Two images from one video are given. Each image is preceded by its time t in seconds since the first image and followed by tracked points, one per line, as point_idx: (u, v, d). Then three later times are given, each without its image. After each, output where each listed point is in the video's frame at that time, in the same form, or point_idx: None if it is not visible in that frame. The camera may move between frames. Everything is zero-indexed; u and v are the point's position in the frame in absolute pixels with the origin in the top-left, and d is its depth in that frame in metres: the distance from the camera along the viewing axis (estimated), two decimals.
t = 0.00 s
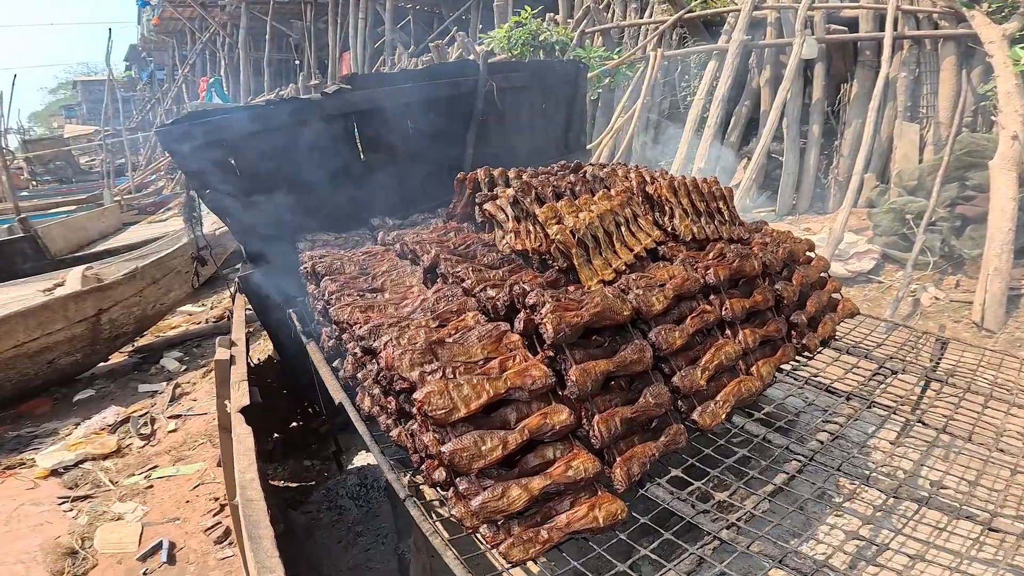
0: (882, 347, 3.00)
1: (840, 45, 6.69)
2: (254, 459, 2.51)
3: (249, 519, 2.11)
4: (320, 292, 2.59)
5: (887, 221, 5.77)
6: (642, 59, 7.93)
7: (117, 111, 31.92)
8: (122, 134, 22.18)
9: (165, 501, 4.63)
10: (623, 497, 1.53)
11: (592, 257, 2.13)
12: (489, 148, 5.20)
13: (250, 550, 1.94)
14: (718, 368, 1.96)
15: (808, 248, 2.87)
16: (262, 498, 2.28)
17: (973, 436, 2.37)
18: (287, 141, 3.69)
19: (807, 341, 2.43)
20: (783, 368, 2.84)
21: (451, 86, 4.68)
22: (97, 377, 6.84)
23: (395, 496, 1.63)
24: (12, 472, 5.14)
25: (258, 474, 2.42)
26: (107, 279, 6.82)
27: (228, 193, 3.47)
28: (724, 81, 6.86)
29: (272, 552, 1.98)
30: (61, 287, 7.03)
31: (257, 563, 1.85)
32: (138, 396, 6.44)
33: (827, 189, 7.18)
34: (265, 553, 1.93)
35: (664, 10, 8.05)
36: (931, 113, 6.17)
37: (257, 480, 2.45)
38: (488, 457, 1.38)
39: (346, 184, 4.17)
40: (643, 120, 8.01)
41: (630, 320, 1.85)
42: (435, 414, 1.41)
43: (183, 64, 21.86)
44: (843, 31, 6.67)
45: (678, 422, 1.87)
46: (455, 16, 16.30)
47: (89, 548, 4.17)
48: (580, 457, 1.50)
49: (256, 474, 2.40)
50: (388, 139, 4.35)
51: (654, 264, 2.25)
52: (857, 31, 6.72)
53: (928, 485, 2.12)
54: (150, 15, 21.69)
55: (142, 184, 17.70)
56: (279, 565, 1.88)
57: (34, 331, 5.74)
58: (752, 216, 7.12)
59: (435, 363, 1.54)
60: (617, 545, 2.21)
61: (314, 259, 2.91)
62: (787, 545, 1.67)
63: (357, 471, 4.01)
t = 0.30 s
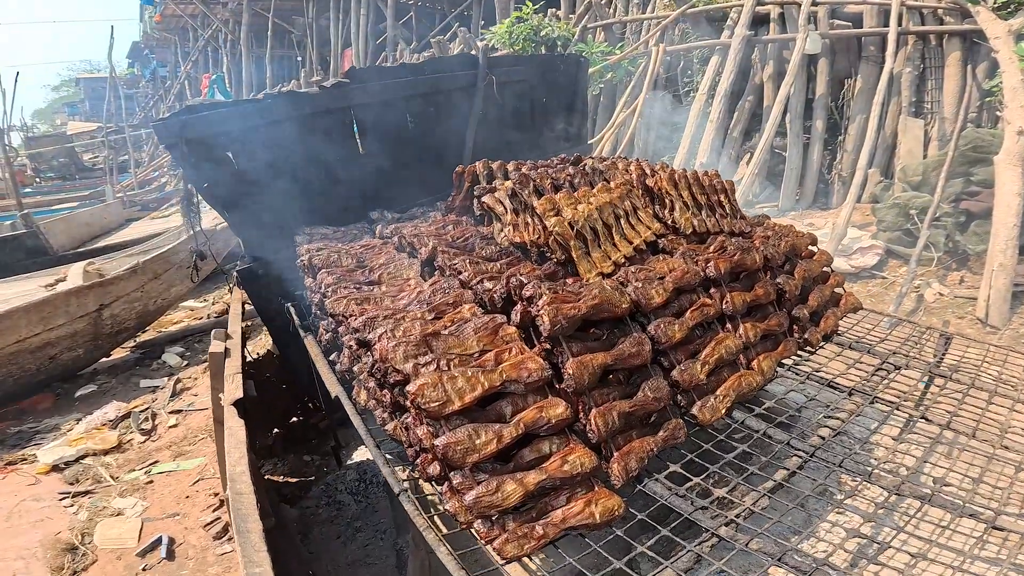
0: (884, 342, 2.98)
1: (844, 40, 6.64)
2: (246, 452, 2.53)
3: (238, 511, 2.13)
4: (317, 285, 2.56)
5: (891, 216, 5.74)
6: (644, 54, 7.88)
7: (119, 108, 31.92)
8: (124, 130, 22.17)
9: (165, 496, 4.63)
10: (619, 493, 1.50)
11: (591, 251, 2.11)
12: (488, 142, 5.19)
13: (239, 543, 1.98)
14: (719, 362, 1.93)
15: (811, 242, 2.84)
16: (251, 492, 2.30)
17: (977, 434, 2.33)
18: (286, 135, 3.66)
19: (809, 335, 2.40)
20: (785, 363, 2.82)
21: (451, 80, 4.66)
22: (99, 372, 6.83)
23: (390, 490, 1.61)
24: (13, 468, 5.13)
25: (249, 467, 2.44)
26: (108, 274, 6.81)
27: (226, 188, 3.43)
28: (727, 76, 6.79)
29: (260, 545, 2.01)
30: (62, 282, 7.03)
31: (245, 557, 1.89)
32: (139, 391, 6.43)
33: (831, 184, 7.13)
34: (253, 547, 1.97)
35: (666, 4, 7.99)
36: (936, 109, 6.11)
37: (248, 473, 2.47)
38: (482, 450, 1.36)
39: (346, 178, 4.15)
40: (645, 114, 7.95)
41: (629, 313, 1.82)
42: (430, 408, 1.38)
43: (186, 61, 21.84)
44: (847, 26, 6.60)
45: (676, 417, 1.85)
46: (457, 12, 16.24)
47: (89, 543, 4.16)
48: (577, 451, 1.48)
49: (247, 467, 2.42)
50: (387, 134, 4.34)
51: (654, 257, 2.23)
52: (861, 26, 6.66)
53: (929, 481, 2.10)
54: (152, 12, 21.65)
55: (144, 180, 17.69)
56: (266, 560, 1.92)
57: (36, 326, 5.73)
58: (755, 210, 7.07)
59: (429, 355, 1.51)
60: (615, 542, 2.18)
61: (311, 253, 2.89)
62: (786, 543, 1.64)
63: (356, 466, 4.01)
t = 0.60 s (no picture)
0: (883, 339, 2.97)
1: (847, 37, 6.61)
2: (238, 447, 2.52)
3: (229, 506, 2.13)
4: (314, 281, 2.56)
5: (892, 213, 5.71)
6: (645, 50, 7.85)
7: (121, 105, 31.95)
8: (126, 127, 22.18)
9: (164, 492, 4.64)
10: (613, 490, 1.49)
11: (587, 246, 2.10)
12: (487, 138, 5.19)
13: (229, 538, 1.99)
14: (715, 358, 1.92)
15: (811, 239, 2.83)
16: (243, 486, 2.30)
17: (975, 431, 2.31)
18: (284, 132, 3.64)
19: (807, 331, 2.39)
20: (783, 359, 2.81)
21: (450, 75, 4.64)
22: (99, 368, 6.84)
23: (384, 485, 1.61)
24: (13, 464, 5.14)
25: (242, 462, 2.44)
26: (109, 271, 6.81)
27: (224, 184, 3.41)
28: (729, 73, 6.75)
29: (249, 540, 2.01)
30: (63, 279, 7.03)
31: (234, 552, 1.90)
32: (139, 387, 6.44)
33: (832, 181, 7.10)
34: (243, 542, 1.97)
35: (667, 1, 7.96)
36: (938, 106, 6.08)
37: (241, 467, 2.47)
38: (474, 445, 1.36)
39: (344, 174, 4.15)
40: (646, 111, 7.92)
41: (625, 308, 1.82)
42: (422, 404, 1.37)
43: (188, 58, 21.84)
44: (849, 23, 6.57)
45: (671, 413, 1.84)
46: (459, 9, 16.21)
47: (88, 539, 4.17)
48: (570, 447, 1.47)
49: (238, 461, 2.42)
50: (385, 129, 4.33)
51: (651, 253, 2.22)
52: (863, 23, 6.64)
53: (925, 478, 2.08)
54: (154, 9, 21.64)
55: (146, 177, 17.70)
56: (255, 555, 1.92)
57: (36, 323, 5.73)
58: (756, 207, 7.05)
59: (423, 350, 1.51)
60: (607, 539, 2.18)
61: (307, 248, 2.89)
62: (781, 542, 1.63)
63: (354, 462, 4.01)
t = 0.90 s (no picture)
0: (881, 340, 2.98)
1: (849, 36, 6.59)
2: (235, 446, 2.52)
3: (226, 506, 2.14)
4: (311, 280, 2.56)
5: (892, 212, 5.70)
6: (646, 48, 7.82)
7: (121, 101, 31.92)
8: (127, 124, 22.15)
9: (163, 489, 4.65)
10: (607, 491, 1.50)
11: (584, 246, 2.10)
12: (486, 136, 5.19)
13: (225, 538, 1.99)
14: (711, 359, 1.92)
15: (809, 240, 2.83)
16: (240, 486, 2.30)
17: (970, 433, 2.32)
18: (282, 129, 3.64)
19: (805, 333, 2.40)
20: (779, 360, 2.81)
21: (449, 73, 4.64)
22: (99, 365, 6.85)
23: (380, 485, 1.62)
24: (13, 461, 5.15)
25: (239, 461, 2.45)
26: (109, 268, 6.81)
27: (224, 183, 3.40)
28: (730, 71, 6.73)
29: (246, 539, 2.02)
30: (62, 275, 7.03)
31: (230, 551, 1.91)
32: (138, 384, 6.45)
33: (833, 179, 7.08)
34: (239, 542, 1.98)
35: None
36: (940, 106, 6.07)
37: (238, 467, 2.48)
38: (468, 447, 1.36)
39: (343, 172, 4.14)
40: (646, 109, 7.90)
41: (621, 310, 1.82)
42: (416, 405, 1.37)
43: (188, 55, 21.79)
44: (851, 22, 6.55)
45: (666, 414, 1.84)
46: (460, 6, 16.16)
47: (87, 537, 4.18)
48: (565, 448, 1.48)
49: (235, 460, 2.43)
50: (384, 127, 4.33)
51: (648, 253, 2.22)
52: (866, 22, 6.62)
53: (920, 481, 2.08)
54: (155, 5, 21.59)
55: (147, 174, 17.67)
56: (251, 554, 1.93)
57: (37, 319, 5.73)
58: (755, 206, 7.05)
59: (419, 351, 1.51)
60: (601, 539, 2.19)
61: (305, 247, 2.89)
62: (771, 543, 1.64)
63: (351, 459, 4.02)
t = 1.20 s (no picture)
0: (885, 341, 2.97)
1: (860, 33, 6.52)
2: (245, 445, 2.54)
3: (237, 505, 2.16)
4: (319, 276, 2.56)
5: (899, 212, 5.67)
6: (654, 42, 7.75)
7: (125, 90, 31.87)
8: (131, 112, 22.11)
9: (168, 481, 4.68)
10: (612, 491, 1.51)
11: (592, 244, 2.10)
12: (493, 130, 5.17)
13: (238, 536, 2.01)
14: (716, 360, 1.92)
15: (817, 240, 2.82)
16: (250, 485, 2.32)
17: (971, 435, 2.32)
18: (287, 121, 3.65)
19: (810, 333, 2.40)
20: (784, 360, 2.81)
21: (455, 66, 4.63)
22: (103, 354, 6.87)
23: (387, 482, 1.63)
24: (18, 451, 5.19)
25: (248, 460, 2.46)
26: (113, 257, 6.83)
27: (229, 175, 3.42)
28: (737, 67, 6.69)
29: (258, 538, 2.04)
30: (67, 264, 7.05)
31: (243, 551, 1.93)
32: (143, 374, 6.47)
33: (840, 177, 7.04)
34: (251, 541, 2.00)
35: None
36: (950, 104, 6.02)
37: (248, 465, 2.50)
38: (475, 446, 1.37)
39: (349, 164, 4.14)
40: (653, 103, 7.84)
41: (628, 309, 1.81)
42: (424, 405, 1.38)
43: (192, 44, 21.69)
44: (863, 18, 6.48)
45: (672, 414, 1.84)
46: None
47: (93, 528, 4.22)
48: (571, 447, 1.48)
49: (246, 460, 2.44)
50: (390, 120, 4.32)
51: (656, 252, 2.22)
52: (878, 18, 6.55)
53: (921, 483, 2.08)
54: None
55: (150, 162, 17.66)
56: (264, 554, 1.95)
57: (41, 308, 5.75)
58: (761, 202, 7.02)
59: (427, 350, 1.52)
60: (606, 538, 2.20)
61: (312, 242, 2.89)
62: (772, 544, 1.65)
63: (355, 453, 4.04)
